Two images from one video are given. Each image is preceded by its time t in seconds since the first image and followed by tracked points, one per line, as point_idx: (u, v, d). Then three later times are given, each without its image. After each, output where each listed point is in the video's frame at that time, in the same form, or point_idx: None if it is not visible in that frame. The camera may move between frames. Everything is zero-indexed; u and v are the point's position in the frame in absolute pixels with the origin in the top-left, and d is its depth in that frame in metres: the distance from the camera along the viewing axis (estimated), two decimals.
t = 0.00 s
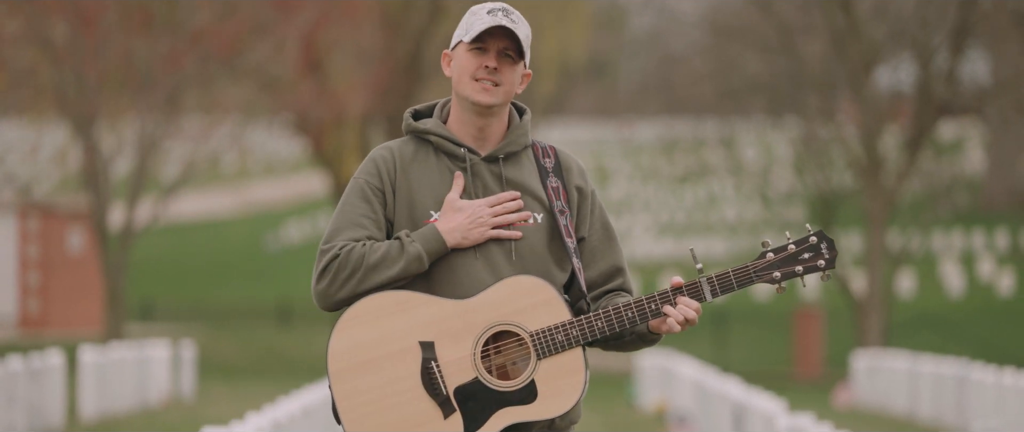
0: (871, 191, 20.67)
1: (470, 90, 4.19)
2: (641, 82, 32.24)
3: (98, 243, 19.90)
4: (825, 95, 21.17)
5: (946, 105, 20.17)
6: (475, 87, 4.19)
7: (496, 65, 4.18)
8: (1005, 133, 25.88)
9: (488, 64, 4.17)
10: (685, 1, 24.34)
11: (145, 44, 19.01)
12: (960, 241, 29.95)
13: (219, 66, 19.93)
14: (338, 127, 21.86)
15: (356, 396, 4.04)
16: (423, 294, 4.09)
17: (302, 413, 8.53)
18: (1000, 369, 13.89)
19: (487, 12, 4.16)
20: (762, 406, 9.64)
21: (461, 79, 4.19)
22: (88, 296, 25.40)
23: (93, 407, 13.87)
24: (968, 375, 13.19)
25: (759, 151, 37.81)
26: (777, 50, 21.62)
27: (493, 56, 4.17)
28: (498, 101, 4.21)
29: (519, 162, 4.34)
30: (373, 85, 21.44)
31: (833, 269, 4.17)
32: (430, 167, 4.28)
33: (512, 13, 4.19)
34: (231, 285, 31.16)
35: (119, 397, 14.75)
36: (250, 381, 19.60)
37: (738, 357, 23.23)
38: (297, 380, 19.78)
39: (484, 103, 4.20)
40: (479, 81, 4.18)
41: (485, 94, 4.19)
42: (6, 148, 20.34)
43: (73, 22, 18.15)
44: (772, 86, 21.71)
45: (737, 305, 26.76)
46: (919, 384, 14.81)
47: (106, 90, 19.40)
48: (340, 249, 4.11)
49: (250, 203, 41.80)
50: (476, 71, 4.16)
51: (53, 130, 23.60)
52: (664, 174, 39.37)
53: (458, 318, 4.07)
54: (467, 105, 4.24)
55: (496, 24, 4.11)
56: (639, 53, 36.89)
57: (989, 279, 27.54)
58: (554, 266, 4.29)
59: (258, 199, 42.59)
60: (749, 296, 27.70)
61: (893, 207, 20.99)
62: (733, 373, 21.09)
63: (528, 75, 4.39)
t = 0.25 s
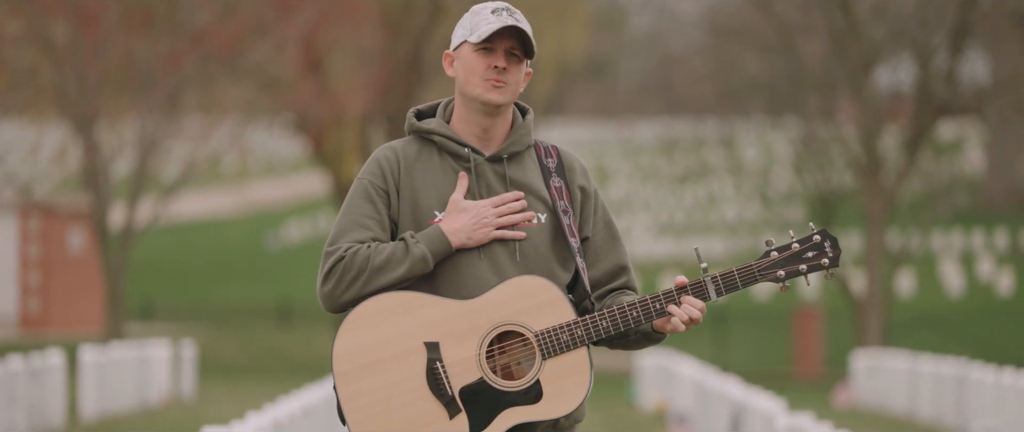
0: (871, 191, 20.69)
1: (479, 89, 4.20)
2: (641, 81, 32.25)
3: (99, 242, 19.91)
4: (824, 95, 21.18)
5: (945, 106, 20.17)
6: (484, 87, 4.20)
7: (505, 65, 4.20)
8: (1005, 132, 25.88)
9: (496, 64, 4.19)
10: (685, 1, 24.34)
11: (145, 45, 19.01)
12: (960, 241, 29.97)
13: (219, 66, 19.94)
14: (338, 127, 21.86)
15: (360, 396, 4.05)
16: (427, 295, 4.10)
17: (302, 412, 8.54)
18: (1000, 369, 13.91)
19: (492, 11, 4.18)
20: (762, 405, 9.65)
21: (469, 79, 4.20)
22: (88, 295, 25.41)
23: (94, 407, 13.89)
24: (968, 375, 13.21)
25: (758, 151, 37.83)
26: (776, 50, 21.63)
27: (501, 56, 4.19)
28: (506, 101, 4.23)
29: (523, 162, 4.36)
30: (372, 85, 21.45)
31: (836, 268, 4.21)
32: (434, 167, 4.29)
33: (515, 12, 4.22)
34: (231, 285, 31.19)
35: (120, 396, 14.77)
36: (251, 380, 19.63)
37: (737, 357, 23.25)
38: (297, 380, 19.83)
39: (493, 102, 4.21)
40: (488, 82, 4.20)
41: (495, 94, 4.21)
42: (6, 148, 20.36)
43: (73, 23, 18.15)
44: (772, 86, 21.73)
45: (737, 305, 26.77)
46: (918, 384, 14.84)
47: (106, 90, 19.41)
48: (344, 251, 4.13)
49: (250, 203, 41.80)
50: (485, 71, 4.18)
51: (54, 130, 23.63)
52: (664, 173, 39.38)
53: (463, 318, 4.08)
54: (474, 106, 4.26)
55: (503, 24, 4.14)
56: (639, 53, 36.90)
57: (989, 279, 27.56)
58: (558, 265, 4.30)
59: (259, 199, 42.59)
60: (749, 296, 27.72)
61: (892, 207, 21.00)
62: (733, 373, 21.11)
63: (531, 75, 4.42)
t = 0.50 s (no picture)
0: (871, 191, 20.70)
1: (494, 90, 4.21)
2: (641, 81, 32.26)
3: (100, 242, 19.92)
4: (824, 95, 21.20)
5: (944, 105, 20.18)
6: (500, 88, 4.22)
7: (519, 66, 4.23)
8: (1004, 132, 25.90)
9: (511, 64, 4.21)
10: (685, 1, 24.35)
11: (145, 45, 19.02)
12: (959, 241, 29.98)
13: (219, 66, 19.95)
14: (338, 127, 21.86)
15: (364, 396, 4.06)
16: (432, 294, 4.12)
17: (302, 412, 8.55)
18: (1000, 368, 13.92)
19: (503, 12, 4.22)
20: (762, 405, 9.65)
21: (481, 79, 4.22)
22: (88, 295, 25.42)
23: (94, 406, 13.90)
24: (968, 375, 13.22)
25: (758, 151, 37.85)
26: (776, 50, 21.65)
27: (515, 57, 4.23)
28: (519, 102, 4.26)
29: (527, 163, 4.38)
30: (372, 85, 21.45)
31: (841, 269, 4.21)
32: (438, 167, 4.31)
33: (523, 13, 4.27)
34: (231, 285, 31.21)
35: (121, 396, 14.78)
36: (251, 380, 19.64)
37: (737, 357, 23.26)
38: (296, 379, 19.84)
39: (508, 104, 4.24)
40: (503, 82, 4.22)
41: (511, 94, 4.23)
42: (7, 148, 20.38)
43: (74, 22, 18.15)
44: (772, 86, 21.75)
45: (737, 305, 26.78)
46: (917, 384, 14.86)
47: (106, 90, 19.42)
48: (349, 250, 4.14)
49: (250, 203, 41.82)
50: (500, 71, 4.19)
51: (54, 130, 23.65)
52: (664, 173, 39.39)
53: (468, 318, 4.09)
54: (485, 105, 4.27)
55: (520, 24, 4.17)
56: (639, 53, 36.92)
57: (988, 279, 27.57)
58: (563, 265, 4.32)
59: (259, 199, 42.60)
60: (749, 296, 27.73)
61: (892, 207, 21.01)
62: (733, 373, 21.12)
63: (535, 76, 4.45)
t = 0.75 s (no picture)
0: (871, 191, 20.72)
1: (480, 89, 4.24)
2: (640, 81, 32.27)
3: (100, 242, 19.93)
4: (824, 95, 21.21)
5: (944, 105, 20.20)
6: (485, 86, 4.24)
7: (506, 63, 4.22)
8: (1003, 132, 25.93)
9: (497, 62, 4.22)
10: (685, 1, 24.38)
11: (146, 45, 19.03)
12: (958, 241, 30.02)
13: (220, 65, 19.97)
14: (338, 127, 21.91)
15: (365, 394, 4.08)
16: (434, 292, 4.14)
17: (302, 412, 8.56)
18: (1000, 368, 13.94)
19: (497, 11, 4.21)
20: (762, 405, 9.67)
21: (471, 77, 4.25)
22: (88, 294, 25.44)
23: (94, 405, 13.91)
24: (968, 374, 13.22)
25: (758, 151, 37.88)
26: (775, 50, 21.67)
27: (503, 55, 4.22)
28: (507, 100, 4.26)
29: (529, 163, 4.40)
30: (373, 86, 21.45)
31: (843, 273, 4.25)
32: (441, 166, 4.33)
33: (522, 11, 4.24)
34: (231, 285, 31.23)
35: (121, 395, 14.79)
36: (251, 380, 19.65)
37: (737, 356, 23.28)
38: (296, 379, 19.86)
39: (494, 102, 4.25)
40: (490, 81, 4.24)
41: (494, 94, 4.25)
42: (8, 147, 20.39)
43: (74, 22, 18.16)
44: (772, 86, 21.77)
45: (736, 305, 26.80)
46: (917, 384, 14.89)
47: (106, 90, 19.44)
48: (351, 249, 4.16)
49: (251, 203, 41.84)
50: (486, 69, 4.21)
51: (55, 130, 23.68)
52: (664, 173, 39.41)
53: (469, 318, 4.12)
54: (477, 103, 4.30)
55: (506, 22, 4.16)
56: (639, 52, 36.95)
57: (988, 279, 27.60)
58: (564, 265, 4.35)
59: (259, 199, 42.62)
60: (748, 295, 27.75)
61: (891, 207, 21.03)
62: (733, 372, 21.13)
63: (541, 76, 4.44)
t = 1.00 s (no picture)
0: (870, 191, 20.73)
1: (468, 87, 4.27)
2: (641, 81, 32.29)
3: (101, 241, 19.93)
4: (824, 95, 21.22)
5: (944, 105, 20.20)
6: (474, 86, 4.26)
7: (493, 62, 4.23)
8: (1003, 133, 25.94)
9: (484, 61, 4.24)
10: (685, 1, 24.41)
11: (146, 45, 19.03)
12: (958, 241, 30.04)
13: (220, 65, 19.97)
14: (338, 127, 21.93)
15: (364, 395, 4.08)
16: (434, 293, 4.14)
17: (303, 411, 8.58)
18: (999, 368, 13.94)
19: (490, 10, 4.23)
20: (761, 404, 9.70)
21: (460, 76, 4.28)
22: (88, 294, 25.45)
23: (95, 405, 13.92)
24: (968, 374, 13.23)
25: (758, 151, 37.91)
26: (775, 50, 21.69)
27: (490, 54, 4.24)
28: (495, 100, 4.26)
29: (530, 163, 4.41)
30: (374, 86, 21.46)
31: (841, 271, 4.26)
32: (441, 166, 4.34)
33: (517, 12, 4.25)
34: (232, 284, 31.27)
35: (121, 395, 14.80)
36: (251, 379, 19.66)
37: (737, 356, 23.31)
38: (296, 378, 19.88)
39: (481, 103, 4.27)
40: (478, 81, 4.25)
41: (482, 94, 4.26)
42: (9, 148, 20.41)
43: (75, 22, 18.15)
44: (772, 86, 21.79)
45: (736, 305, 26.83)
46: (916, 384, 14.90)
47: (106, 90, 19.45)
48: (350, 250, 4.17)
49: (251, 203, 41.88)
50: (473, 68, 4.24)
51: (55, 130, 23.71)
52: (664, 172, 39.43)
53: (468, 318, 4.12)
54: (468, 104, 4.32)
55: (493, 21, 4.18)
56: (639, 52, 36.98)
57: (987, 279, 27.62)
58: (565, 265, 4.36)
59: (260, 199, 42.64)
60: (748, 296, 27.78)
61: (891, 207, 21.05)
62: (732, 372, 21.15)
63: (542, 78, 4.44)
